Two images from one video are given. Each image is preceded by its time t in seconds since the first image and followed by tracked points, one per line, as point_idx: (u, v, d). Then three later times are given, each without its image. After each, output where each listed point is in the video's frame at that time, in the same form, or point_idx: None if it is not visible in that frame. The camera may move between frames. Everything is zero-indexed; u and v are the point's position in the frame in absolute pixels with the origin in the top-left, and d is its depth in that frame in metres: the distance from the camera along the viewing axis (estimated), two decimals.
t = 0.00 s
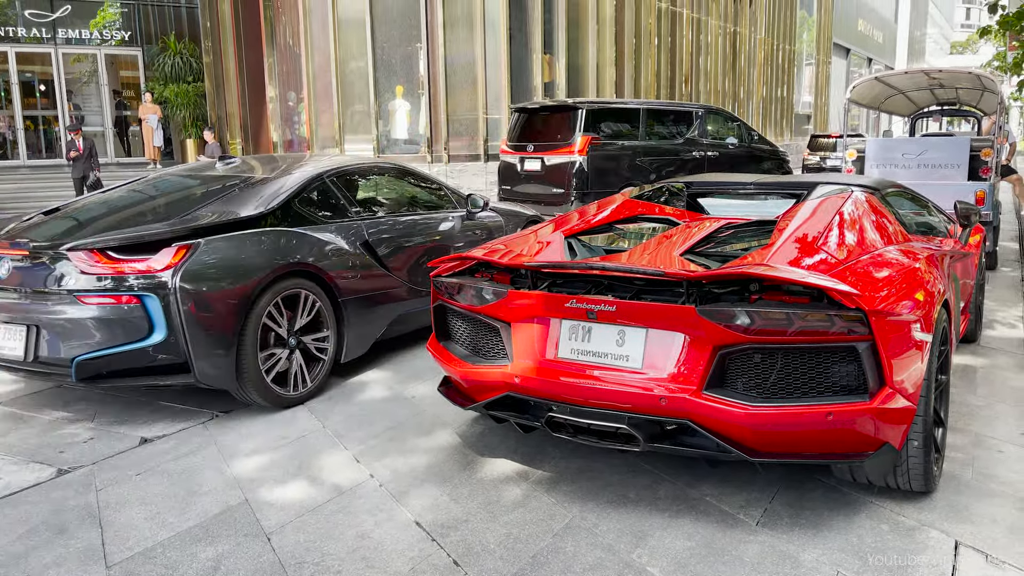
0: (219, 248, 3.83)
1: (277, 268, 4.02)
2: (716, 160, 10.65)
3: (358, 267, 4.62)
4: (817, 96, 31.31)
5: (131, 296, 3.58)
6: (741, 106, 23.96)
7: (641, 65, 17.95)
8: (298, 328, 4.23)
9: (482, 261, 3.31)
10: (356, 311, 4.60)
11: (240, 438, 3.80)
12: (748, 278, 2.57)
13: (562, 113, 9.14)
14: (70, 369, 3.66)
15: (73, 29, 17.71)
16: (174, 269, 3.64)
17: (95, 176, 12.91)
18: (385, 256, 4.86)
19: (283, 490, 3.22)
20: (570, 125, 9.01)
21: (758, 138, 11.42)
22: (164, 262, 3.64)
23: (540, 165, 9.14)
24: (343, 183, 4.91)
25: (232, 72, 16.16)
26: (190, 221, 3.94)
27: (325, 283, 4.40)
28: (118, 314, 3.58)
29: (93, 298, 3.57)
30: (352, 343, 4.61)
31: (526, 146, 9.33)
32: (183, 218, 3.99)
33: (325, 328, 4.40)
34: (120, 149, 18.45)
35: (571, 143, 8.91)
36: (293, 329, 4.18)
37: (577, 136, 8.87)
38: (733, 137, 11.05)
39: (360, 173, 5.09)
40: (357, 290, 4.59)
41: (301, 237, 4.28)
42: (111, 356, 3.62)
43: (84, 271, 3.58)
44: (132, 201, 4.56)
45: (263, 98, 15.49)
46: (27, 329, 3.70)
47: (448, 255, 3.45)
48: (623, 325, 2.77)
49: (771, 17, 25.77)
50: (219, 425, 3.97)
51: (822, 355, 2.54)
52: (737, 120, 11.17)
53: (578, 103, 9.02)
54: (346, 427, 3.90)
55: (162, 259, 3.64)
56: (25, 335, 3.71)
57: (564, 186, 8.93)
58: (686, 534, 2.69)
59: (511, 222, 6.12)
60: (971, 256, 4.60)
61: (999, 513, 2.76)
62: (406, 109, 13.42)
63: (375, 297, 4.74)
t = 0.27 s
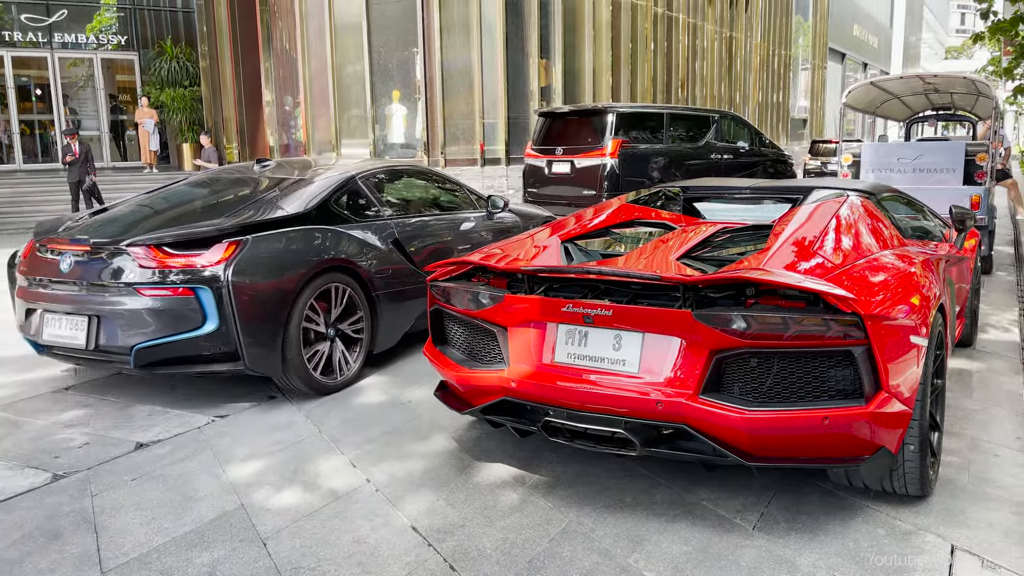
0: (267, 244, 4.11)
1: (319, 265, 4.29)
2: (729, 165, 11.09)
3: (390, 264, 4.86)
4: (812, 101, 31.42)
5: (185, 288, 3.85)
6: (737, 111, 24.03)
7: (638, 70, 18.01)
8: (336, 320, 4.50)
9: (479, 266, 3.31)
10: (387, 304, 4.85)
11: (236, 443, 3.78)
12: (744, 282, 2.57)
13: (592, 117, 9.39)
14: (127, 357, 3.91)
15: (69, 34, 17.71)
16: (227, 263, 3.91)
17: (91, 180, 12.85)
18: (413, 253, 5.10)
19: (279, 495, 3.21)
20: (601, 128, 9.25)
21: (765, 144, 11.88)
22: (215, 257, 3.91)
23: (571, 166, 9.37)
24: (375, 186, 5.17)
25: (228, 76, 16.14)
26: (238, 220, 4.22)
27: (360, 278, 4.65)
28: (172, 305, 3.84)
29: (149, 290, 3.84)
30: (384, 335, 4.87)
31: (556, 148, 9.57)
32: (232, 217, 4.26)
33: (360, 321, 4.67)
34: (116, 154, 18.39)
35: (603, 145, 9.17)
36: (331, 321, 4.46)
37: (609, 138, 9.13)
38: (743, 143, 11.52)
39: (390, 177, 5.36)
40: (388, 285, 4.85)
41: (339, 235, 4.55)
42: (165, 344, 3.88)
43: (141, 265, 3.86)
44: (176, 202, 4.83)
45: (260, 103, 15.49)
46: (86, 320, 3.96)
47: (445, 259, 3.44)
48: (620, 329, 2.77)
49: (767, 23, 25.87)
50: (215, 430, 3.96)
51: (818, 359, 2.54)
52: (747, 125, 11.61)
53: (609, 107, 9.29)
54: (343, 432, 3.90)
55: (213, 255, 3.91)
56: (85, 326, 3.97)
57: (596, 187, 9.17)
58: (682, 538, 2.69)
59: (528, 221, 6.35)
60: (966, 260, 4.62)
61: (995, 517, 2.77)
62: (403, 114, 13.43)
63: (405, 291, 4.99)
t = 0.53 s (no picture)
0: (308, 242, 4.39)
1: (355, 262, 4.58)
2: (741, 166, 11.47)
3: (418, 263, 5.09)
4: (807, 106, 31.56)
5: (234, 283, 4.14)
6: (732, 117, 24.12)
7: (632, 76, 18.08)
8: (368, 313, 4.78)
9: (474, 271, 3.31)
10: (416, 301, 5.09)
11: (230, 449, 3.77)
12: (738, 288, 2.58)
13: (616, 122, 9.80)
14: (178, 347, 4.20)
15: (63, 39, 17.69)
16: (272, 260, 4.20)
17: (85, 186, 12.81)
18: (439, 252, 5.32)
19: (274, 502, 3.20)
20: (627, 134, 9.66)
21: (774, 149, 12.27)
22: (261, 255, 4.20)
23: (597, 170, 9.75)
24: (408, 186, 5.44)
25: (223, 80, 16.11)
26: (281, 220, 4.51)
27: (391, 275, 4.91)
28: (222, 298, 4.13)
29: (200, 285, 4.14)
30: (412, 328, 5.14)
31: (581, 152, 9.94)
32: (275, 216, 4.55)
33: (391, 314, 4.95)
34: (110, 159, 18.35)
35: (629, 149, 9.60)
36: (364, 315, 4.74)
37: (635, 143, 9.55)
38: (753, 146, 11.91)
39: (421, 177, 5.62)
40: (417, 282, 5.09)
41: (373, 234, 4.83)
42: (214, 335, 4.16)
43: (191, 261, 4.16)
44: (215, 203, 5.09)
45: (255, 108, 15.47)
46: (140, 313, 4.25)
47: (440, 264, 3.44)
48: (615, 335, 2.77)
49: (761, 29, 25.99)
50: (209, 435, 3.94)
51: (813, 364, 2.55)
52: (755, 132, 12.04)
53: (634, 113, 9.68)
54: (338, 438, 3.89)
55: (258, 252, 4.20)
56: (138, 318, 4.25)
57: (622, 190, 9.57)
58: (678, 544, 2.69)
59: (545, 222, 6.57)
60: (959, 265, 4.63)
61: (989, 522, 2.77)
62: (398, 119, 13.56)
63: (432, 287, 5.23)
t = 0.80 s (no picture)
0: (343, 242, 4.70)
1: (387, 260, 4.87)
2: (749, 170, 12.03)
3: (442, 262, 5.38)
4: (799, 113, 31.73)
5: (276, 279, 4.47)
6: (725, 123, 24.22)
7: (627, 82, 18.16)
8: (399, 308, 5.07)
9: (468, 278, 3.31)
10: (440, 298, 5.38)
11: (223, 457, 3.75)
12: (732, 295, 2.58)
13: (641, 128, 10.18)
14: (223, 340, 4.50)
15: (56, 45, 17.65)
16: (311, 258, 4.52)
17: (78, 192, 12.77)
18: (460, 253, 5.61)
19: (267, 510, 3.18)
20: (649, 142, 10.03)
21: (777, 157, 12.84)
22: (300, 253, 4.52)
23: (620, 175, 10.07)
24: (430, 191, 5.75)
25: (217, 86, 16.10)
26: (319, 220, 4.81)
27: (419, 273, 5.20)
28: (264, 294, 4.45)
29: (245, 281, 4.45)
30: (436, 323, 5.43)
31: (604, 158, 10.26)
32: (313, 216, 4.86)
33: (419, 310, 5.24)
34: (104, 165, 18.28)
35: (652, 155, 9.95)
36: (396, 310, 5.02)
37: (659, 149, 9.92)
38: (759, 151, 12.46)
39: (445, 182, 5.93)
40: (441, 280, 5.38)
41: (402, 235, 5.14)
42: (257, 328, 4.47)
43: (236, 259, 4.48)
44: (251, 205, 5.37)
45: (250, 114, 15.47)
46: (187, 308, 4.56)
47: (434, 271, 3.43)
48: (610, 341, 2.77)
49: (754, 36, 26.16)
50: (202, 444, 3.92)
51: (807, 371, 2.55)
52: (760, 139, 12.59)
53: (657, 120, 10.08)
54: (332, 445, 3.87)
55: (298, 251, 4.53)
56: (186, 313, 4.56)
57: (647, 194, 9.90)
58: (672, 551, 2.68)
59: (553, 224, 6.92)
60: (951, 271, 4.66)
61: (983, 528, 2.78)
62: (392, 124, 13.76)
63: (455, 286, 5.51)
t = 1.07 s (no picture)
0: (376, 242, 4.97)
1: (416, 258, 5.10)
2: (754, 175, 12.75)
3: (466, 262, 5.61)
4: (793, 120, 31.88)
5: (314, 277, 4.73)
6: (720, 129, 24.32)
7: (621, 89, 18.24)
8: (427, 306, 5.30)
9: (464, 285, 3.31)
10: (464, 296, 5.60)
11: (218, 464, 3.74)
12: (728, 301, 2.59)
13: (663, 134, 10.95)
14: (264, 334, 4.76)
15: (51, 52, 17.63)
16: (346, 257, 4.79)
17: (72, 199, 12.74)
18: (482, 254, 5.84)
19: (262, 518, 3.17)
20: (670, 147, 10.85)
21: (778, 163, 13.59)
22: (336, 253, 4.79)
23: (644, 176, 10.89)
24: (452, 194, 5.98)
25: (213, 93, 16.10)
26: (352, 222, 5.08)
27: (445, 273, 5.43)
28: (303, 291, 4.71)
29: (284, 279, 4.70)
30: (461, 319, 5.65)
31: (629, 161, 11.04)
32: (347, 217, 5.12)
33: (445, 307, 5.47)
34: (98, 171, 18.24)
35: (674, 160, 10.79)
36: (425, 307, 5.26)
37: (681, 155, 10.77)
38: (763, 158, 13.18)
39: (468, 186, 6.17)
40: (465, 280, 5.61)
41: (427, 237, 5.36)
42: (297, 323, 4.73)
43: (275, 258, 4.73)
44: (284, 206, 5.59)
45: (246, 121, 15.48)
46: (229, 304, 4.82)
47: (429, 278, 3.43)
48: (606, 348, 2.77)
49: (748, 43, 26.30)
50: (197, 451, 3.91)
51: (802, 378, 2.56)
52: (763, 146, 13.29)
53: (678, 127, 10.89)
54: (327, 453, 3.86)
55: (334, 251, 4.80)
56: (228, 309, 4.82)
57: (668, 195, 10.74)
58: (668, 558, 2.68)
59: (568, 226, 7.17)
60: (946, 277, 4.68)
61: (978, 534, 2.78)
62: (388, 131, 13.79)
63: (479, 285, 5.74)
